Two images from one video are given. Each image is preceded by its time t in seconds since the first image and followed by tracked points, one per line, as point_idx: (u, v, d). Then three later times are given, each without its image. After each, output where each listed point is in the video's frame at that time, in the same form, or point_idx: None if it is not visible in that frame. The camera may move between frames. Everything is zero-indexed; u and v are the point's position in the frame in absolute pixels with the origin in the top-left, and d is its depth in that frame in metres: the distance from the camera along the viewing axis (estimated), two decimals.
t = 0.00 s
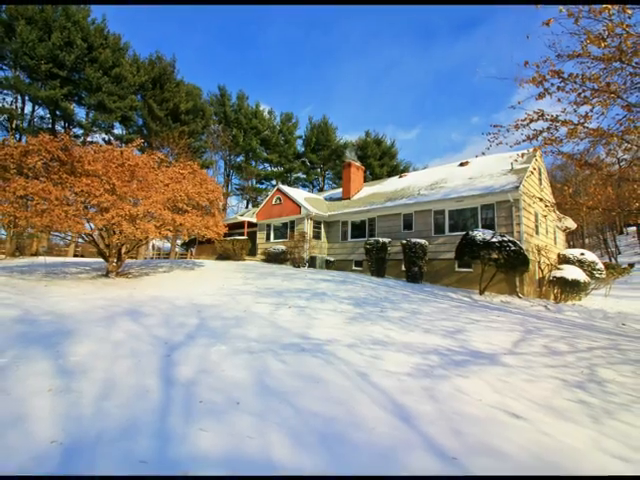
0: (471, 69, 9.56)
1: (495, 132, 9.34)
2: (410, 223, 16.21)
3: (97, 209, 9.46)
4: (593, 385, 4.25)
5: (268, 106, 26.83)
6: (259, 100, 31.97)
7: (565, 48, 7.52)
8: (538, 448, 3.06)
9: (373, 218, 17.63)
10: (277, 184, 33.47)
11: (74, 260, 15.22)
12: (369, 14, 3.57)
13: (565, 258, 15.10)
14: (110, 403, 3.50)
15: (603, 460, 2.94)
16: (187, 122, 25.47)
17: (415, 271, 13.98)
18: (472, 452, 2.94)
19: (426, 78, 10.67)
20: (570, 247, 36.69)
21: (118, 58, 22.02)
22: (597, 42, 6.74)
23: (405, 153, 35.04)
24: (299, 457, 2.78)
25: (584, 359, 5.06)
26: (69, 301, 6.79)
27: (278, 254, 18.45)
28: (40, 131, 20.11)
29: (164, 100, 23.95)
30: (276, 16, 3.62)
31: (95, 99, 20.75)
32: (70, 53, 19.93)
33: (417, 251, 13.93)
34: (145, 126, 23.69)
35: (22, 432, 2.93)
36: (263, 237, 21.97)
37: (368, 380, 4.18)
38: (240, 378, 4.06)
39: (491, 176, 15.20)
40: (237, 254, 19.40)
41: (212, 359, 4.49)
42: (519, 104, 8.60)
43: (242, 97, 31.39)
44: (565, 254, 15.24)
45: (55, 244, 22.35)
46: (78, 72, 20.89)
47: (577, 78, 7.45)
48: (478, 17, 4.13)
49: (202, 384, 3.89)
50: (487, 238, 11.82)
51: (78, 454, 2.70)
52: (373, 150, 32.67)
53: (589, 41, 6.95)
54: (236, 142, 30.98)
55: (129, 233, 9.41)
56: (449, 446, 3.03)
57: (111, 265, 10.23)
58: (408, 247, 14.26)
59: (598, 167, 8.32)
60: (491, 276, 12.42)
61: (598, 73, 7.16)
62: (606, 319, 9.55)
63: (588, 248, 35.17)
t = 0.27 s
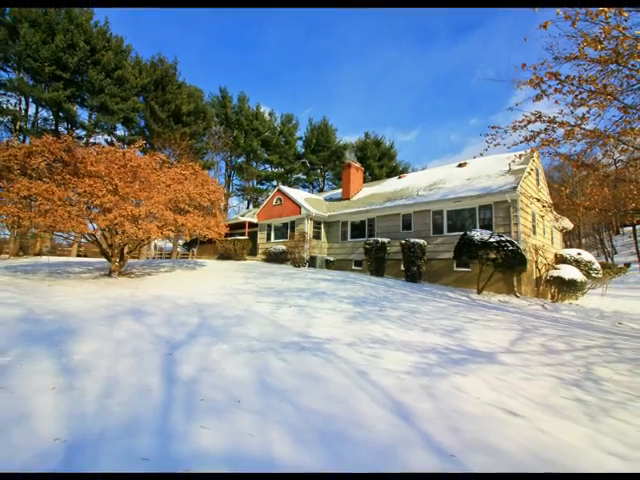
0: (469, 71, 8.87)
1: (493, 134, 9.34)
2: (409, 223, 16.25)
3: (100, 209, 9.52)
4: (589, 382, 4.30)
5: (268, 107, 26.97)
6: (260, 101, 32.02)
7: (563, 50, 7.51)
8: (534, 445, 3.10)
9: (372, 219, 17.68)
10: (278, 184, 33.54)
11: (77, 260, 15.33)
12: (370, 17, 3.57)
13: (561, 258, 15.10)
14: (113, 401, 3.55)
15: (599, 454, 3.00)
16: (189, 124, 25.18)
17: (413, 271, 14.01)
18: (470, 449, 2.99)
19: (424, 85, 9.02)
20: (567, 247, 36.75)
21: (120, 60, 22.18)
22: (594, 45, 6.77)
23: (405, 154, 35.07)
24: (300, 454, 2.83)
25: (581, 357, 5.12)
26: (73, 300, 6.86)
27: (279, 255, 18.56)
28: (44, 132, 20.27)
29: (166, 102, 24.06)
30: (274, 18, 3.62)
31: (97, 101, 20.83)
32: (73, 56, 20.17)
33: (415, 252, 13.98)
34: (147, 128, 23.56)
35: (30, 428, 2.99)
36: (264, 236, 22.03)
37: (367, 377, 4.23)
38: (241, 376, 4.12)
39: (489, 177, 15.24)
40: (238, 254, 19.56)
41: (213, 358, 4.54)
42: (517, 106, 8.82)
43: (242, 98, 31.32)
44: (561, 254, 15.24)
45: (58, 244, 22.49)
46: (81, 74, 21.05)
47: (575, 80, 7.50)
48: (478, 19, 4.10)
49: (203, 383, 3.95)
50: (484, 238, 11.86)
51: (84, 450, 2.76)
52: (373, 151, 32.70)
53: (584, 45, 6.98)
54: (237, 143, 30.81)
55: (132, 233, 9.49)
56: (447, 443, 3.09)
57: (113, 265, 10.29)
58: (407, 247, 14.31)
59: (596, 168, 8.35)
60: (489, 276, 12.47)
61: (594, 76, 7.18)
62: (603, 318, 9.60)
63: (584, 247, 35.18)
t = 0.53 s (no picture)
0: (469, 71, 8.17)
1: (491, 135, 9.56)
2: (408, 223, 16.29)
3: (103, 209, 9.58)
4: (586, 381, 4.35)
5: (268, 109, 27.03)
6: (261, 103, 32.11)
7: (560, 52, 7.60)
8: (532, 442, 3.14)
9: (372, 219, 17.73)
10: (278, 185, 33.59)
11: (79, 259, 15.42)
12: (371, 20, 3.41)
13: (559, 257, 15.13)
14: (115, 400, 3.59)
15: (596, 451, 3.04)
16: (190, 125, 26.28)
17: (412, 271, 14.07)
18: (468, 447, 3.03)
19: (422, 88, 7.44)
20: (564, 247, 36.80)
21: (123, 62, 22.23)
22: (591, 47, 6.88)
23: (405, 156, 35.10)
24: (301, 451, 2.88)
25: (578, 356, 5.17)
26: (76, 300, 6.92)
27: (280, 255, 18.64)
28: (47, 134, 20.35)
29: (168, 104, 25.00)
30: (273, 21, 3.66)
31: (100, 103, 20.85)
32: (76, 58, 19.66)
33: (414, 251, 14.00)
34: (149, 129, 24.21)
35: (33, 426, 3.03)
36: (265, 237, 22.09)
37: (367, 376, 4.28)
38: (242, 375, 4.17)
39: (487, 177, 15.28)
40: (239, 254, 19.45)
41: (214, 356, 4.59)
42: (514, 108, 8.95)
43: (243, 100, 31.46)
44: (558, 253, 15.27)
45: (62, 244, 22.56)
46: (84, 76, 20.64)
47: (572, 82, 7.62)
48: (476, 24, 4.10)
49: (205, 381, 3.99)
50: (483, 238, 11.91)
51: (87, 448, 2.80)
52: (372, 152, 32.74)
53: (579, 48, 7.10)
54: (238, 144, 31.39)
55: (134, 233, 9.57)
56: (445, 440, 3.13)
57: (116, 265, 10.33)
58: (406, 247, 14.33)
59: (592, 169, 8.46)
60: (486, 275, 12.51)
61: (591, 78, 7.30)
62: (600, 317, 9.64)
63: (580, 247, 35.32)
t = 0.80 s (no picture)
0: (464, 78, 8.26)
1: (489, 135, 9.70)
2: (407, 223, 16.33)
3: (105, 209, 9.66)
4: (583, 379, 4.39)
5: (269, 111, 27.08)
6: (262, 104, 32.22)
7: (557, 54, 7.65)
8: (528, 439, 3.19)
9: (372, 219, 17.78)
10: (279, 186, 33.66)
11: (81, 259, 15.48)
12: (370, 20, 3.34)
13: (557, 257, 15.19)
14: (117, 398, 3.64)
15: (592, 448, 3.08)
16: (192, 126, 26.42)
17: (411, 271, 14.14)
18: (467, 445, 3.08)
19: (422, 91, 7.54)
20: (563, 247, 36.84)
21: (125, 64, 22.33)
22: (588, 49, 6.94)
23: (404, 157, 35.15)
24: (301, 448, 2.93)
25: (575, 354, 5.21)
26: (78, 299, 6.99)
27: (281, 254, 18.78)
28: (50, 135, 20.43)
29: (169, 105, 25.00)
30: (273, 21, 3.51)
31: (103, 105, 21.03)
32: (79, 60, 19.77)
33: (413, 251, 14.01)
34: (151, 130, 24.42)
35: (38, 424, 3.08)
36: (265, 237, 22.16)
37: (366, 374, 4.33)
38: (243, 373, 4.22)
39: (485, 178, 15.34)
40: (240, 253, 19.49)
41: (215, 355, 4.64)
42: (512, 109, 9.06)
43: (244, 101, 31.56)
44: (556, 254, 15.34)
45: (64, 244, 22.66)
46: (87, 78, 20.70)
47: (568, 84, 7.72)
48: (475, 24, 3.96)
49: (206, 379, 4.05)
50: (480, 238, 11.97)
51: (91, 445, 2.85)
52: (372, 153, 32.80)
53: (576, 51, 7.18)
54: (239, 146, 31.21)
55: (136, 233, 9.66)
56: (444, 437, 3.17)
57: (118, 265, 10.40)
58: (406, 247, 14.39)
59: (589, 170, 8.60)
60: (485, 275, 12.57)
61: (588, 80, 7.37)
62: (598, 317, 9.68)
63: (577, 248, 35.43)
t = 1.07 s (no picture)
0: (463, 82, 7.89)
1: (487, 137, 10.01)
2: (406, 224, 16.36)
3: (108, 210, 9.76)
4: (579, 377, 4.44)
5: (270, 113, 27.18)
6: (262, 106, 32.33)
7: (554, 56, 7.77)
8: (525, 436, 3.23)
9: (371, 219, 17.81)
10: (279, 187, 33.75)
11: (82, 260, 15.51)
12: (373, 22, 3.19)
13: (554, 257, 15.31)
14: (120, 396, 3.68)
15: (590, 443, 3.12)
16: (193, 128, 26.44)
17: (411, 270, 14.16)
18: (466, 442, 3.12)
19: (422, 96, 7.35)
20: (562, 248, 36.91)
21: (128, 66, 22.41)
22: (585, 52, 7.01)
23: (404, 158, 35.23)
24: (301, 445, 2.98)
25: (571, 353, 5.27)
26: (80, 298, 7.03)
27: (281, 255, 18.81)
28: (54, 136, 20.46)
29: (172, 107, 25.22)
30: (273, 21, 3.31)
31: (105, 106, 21.06)
32: (82, 62, 19.85)
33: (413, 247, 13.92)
34: (153, 132, 24.61)
35: (43, 421, 3.13)
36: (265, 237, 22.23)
37: (366, 372, 4.37)
38: (244, 371, 4.27)
39: (482, 179, 15.42)
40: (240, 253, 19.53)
41: (216, 353, 4.69)
42: (510, 111, 9.16)
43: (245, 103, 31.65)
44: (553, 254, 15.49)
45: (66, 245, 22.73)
46: (90, 80, 20.81)
47: (565, 86, 7.79)
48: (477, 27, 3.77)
49: (208, 378, 4.10)
50: (479, 238, 12.02)
51: (95, 442, 2.89)
52: (372, 154, 32.92)
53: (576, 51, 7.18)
54: (239, 147, 31.29)
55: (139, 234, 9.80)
56: (443, 435, 3.22)
57: (121, 265, 10.48)
58: (405, 247, 14.41)
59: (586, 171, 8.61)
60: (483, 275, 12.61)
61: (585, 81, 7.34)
62: (596, 316, 9.72)
63: (575, 248, 35.49)
